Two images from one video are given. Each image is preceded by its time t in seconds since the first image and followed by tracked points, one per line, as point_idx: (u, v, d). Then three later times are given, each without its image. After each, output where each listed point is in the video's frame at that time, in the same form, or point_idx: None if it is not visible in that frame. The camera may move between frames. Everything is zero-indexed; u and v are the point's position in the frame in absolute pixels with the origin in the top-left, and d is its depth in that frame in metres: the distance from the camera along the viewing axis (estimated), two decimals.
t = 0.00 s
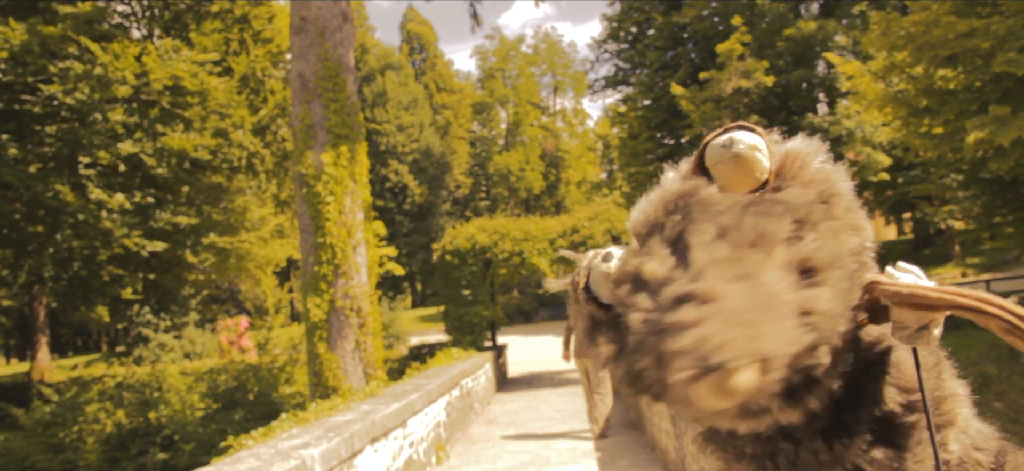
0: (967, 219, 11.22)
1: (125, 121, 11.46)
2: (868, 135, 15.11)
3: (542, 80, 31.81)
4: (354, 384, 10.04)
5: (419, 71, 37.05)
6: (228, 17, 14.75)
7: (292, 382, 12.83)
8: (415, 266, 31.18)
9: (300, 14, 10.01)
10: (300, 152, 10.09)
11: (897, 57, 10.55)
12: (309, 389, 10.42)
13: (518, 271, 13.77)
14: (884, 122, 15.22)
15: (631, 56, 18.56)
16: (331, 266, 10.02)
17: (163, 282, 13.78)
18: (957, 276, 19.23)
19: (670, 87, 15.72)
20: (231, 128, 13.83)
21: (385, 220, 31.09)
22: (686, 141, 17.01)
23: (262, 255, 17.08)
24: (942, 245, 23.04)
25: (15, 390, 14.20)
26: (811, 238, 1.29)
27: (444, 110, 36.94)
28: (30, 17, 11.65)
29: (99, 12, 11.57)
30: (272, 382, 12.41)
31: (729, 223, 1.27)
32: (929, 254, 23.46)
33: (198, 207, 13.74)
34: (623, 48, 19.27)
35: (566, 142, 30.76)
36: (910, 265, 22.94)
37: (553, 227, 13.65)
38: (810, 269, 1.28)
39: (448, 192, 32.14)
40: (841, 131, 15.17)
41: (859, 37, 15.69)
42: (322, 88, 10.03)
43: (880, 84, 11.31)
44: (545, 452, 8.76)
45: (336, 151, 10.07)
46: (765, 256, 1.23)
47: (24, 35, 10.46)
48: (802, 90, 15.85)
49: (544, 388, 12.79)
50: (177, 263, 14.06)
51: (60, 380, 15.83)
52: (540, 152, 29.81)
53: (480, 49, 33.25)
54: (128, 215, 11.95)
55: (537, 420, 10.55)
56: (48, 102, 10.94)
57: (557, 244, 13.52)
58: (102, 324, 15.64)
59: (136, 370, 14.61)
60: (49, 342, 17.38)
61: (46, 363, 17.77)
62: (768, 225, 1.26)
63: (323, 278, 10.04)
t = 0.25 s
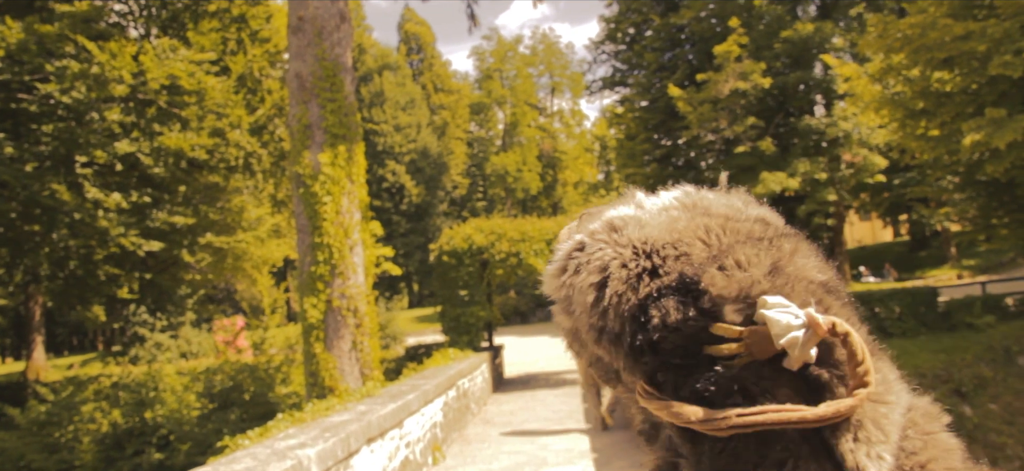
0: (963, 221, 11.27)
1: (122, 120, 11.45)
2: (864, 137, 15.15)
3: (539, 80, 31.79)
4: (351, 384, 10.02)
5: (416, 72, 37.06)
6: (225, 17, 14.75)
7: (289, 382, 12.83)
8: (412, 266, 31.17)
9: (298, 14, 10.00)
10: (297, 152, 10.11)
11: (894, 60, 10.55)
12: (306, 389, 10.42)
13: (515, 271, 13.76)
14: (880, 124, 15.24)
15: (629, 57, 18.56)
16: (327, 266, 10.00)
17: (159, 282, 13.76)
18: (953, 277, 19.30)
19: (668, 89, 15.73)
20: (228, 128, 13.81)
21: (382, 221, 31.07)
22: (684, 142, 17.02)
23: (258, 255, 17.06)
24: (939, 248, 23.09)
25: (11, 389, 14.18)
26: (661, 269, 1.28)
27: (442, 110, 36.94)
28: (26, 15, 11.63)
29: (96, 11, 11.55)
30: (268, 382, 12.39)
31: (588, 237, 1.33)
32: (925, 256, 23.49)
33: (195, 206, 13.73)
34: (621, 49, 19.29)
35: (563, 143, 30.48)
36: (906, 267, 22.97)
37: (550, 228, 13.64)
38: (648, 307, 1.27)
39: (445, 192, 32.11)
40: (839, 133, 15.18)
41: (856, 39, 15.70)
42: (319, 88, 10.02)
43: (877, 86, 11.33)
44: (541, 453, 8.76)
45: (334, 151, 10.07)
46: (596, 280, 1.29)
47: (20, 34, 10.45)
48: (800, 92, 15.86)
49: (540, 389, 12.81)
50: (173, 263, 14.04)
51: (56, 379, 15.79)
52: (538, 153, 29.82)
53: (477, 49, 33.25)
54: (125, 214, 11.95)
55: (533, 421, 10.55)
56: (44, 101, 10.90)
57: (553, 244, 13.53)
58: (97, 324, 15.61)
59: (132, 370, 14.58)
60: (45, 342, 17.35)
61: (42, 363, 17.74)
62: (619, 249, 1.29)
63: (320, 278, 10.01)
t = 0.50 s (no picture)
0: (959, 223, 11.30)
1: (118, 121, 11.44)
2: (860, 138, 15.18)
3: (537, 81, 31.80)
4: (347, 385, 10.03)
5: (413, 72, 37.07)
6: (221, 18, 14.74)
7: (285, 383, 12.83)
8: (408, 267, 31.16)
9: (294, 15, 10.00)
10: (294, 153, 10.10)
11: (890, 61, 10.56)
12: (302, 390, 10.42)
13: (511, 272, 13.77)
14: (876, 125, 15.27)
15: (625, 58, 18.57)
16: (324, 267, 10.02)
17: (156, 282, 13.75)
18: (949, 279, 19.33)
19: (664, 90, 15.75)
20: (224, 129, 13.80)
21: (379, 221, 31.06)
22: (680, 143, 17.03)
23: (254, 256, 17.05)
24: (934, 249, 23.12)
25: (6, 390, 14.15)
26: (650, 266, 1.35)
27: (439, 111, 36.96)
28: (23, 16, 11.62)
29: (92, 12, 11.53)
30: (264, 383, 12.40)
31: (583, 236, 1.42)
32: (921, 258, 23.54)
33: (191, 207, 13.73)
34: (617, 50, 19.31)
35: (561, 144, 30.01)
36: (902, 268, 23.01)
37: (546, 229, 13.65)
38: (636, 300, 1.34)
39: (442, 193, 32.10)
40: (834, 134, 15.20)
41: (852, 41, 15.73)
42: (316, 89, 10.02)
43: (872, 87, 11.34)
44: (537, 454, 8.77)
45: (330, 152, 10.07)
46: (588, 274, 1.37)
47: (16, 35, 10.46)
48: (796, 93, 15.88)
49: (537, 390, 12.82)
50: (170, 264, 14.03)
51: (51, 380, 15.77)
52: (535, 154, 29.84)
53: (475, 50, 33.26)
54: (121, 215, 11.94)
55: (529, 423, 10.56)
56: (40, 101, 10.88)
57: (550, 245, 13.54)
58: (93, 325, 15.60)
59: (128, 371, 14.58)
60: (41, 342, 17.33)
61: (38, 363, 17.72)
62: (611, 245, 1.37)
63: (316, 279, 10.03)
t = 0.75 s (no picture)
0: (960, 223, 11.30)
1: (119, 124, 11.44)
2: (860, 139, 15.18)
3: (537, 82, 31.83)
4: (348, 387, 10.03)
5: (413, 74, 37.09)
6: (221, 20, 14.75)
7: (286, 385, 12.84)
8: (409, 269, 31.15)
9: (294, 17, 10.02)
10: (294, 155, 10.10)
11: (890, 62, 10.56)
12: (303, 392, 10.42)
13: (511, 274, 13.78)
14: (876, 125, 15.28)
15: (625, 59, 18.58)
16: (325, 269, 10.02)
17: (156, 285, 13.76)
18: (949, 279, 19.33)
19: (664, 91, 15.77)
20: (225, 131, 13.82)
21: (380, 223, 31.08)
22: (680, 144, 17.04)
23: (255, 258, 17.07)
24: (935, 249, 23.11)
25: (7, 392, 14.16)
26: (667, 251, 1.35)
27: (439, 112, 37.00)
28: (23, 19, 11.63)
29: (92, 15, 11.53)
30: (265, 385, 12.41)
31: (594, 227, 1.41)
32: (922, 258, 23.54)
33: (192, 209, 13.74)
34: (617, 51, 19.31)
35: (560, 145, 30.09)
36: (902, 268, 23.02)
37: (546, 230, 13.67)
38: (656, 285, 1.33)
39: (443, 194, 32.11)
40: (834, 135, 15.20)
41: (851, 41, 15.74)
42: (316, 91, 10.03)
43: (872, 87, 11.34)
44: (539, 455, 8.77)
45: (330, 154, 10.07)
46: (606, 260, 1.35)
47: (16, 37, 10.57)
48: (796, 94, 15.89)
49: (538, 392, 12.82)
50: (170, 266, 14.05)
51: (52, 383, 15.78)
52: (535, 155, 29.87)
53: (475, 51, 33.30)
54: (123, 217, 11.97)
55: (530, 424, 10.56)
56: (41, 104, 10.89)
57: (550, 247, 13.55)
58: (94, 327, 15.61)
59: (129, 373, 14.57)
60: (42, 345, 17.34)
61: (39, 366, 17.74)
62: (626, 235, 1.36)
63: (317, 281, 10.03)
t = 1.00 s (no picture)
0: (963, 224, 11.28)
1: (122, 124, 11.46)
2: (864, 139, 15.17)
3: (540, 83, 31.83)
4: (350, 387, 10.03)
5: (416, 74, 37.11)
6: (224, 20, 14.76)
7: (288, 384, 12.87)
8: (412, 269, 31.17)
9: (298, 17, 10.03)
10: (297, 155, 10.12)
11: (893, 62, 10.56)
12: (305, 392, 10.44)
13: (514, 274, 13.79)
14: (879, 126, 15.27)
15: (628, 59, 18.57)
16: (327, 269, 10.02)
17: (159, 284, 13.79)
18: (952, 280, 19.30)
19: (667, 92, 15.78)
20: (228, 131, 13.82)
21: (382, 223, 31.11)
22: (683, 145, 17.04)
23: (258, 258, 17.10)
24: (938, 251, 23.07)
25: (10, 392, 14.20)
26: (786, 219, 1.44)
27: (442, 112, 37.02)
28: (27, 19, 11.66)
29: (96, 15, 11.54)
30: (268, 384, 12.44)
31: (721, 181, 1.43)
32: (925, 259, 23.51)
33: (195, 209, 13.77)
34: (620, 51, 19.34)
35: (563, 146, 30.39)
36: (905, 269, 22.99)
37: (549, 231, 13.67)
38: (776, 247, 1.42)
39: (445, 194, 32.11)
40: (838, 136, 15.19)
41: (855, 42, 15.72)
42: (319, 91, 10.04)
43: (875, 88, 11.34)
44: (541, 455, 8.77)
45: (334, 154, 10.09)
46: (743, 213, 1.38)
47: (20, 37, 10.48)
48: (799, 94, 15.88)
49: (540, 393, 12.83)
50: (173, 266, 14.09)
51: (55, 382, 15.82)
52: (537, 155, 29.88)
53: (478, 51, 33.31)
54: (126, 217, 12.00)
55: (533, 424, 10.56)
56: (45, 104, 10.90)
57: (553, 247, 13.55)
58: (97, 326, 15.64)
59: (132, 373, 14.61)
60: (45, 344, 17.38)
61: (42, 366, 17.78)
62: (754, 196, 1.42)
63: (320, 281, 10.03)
